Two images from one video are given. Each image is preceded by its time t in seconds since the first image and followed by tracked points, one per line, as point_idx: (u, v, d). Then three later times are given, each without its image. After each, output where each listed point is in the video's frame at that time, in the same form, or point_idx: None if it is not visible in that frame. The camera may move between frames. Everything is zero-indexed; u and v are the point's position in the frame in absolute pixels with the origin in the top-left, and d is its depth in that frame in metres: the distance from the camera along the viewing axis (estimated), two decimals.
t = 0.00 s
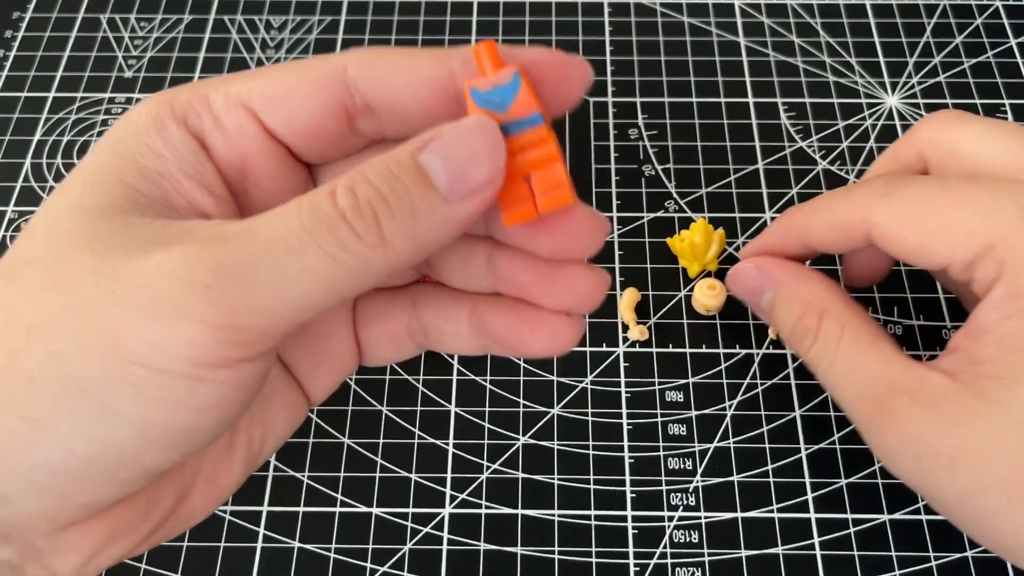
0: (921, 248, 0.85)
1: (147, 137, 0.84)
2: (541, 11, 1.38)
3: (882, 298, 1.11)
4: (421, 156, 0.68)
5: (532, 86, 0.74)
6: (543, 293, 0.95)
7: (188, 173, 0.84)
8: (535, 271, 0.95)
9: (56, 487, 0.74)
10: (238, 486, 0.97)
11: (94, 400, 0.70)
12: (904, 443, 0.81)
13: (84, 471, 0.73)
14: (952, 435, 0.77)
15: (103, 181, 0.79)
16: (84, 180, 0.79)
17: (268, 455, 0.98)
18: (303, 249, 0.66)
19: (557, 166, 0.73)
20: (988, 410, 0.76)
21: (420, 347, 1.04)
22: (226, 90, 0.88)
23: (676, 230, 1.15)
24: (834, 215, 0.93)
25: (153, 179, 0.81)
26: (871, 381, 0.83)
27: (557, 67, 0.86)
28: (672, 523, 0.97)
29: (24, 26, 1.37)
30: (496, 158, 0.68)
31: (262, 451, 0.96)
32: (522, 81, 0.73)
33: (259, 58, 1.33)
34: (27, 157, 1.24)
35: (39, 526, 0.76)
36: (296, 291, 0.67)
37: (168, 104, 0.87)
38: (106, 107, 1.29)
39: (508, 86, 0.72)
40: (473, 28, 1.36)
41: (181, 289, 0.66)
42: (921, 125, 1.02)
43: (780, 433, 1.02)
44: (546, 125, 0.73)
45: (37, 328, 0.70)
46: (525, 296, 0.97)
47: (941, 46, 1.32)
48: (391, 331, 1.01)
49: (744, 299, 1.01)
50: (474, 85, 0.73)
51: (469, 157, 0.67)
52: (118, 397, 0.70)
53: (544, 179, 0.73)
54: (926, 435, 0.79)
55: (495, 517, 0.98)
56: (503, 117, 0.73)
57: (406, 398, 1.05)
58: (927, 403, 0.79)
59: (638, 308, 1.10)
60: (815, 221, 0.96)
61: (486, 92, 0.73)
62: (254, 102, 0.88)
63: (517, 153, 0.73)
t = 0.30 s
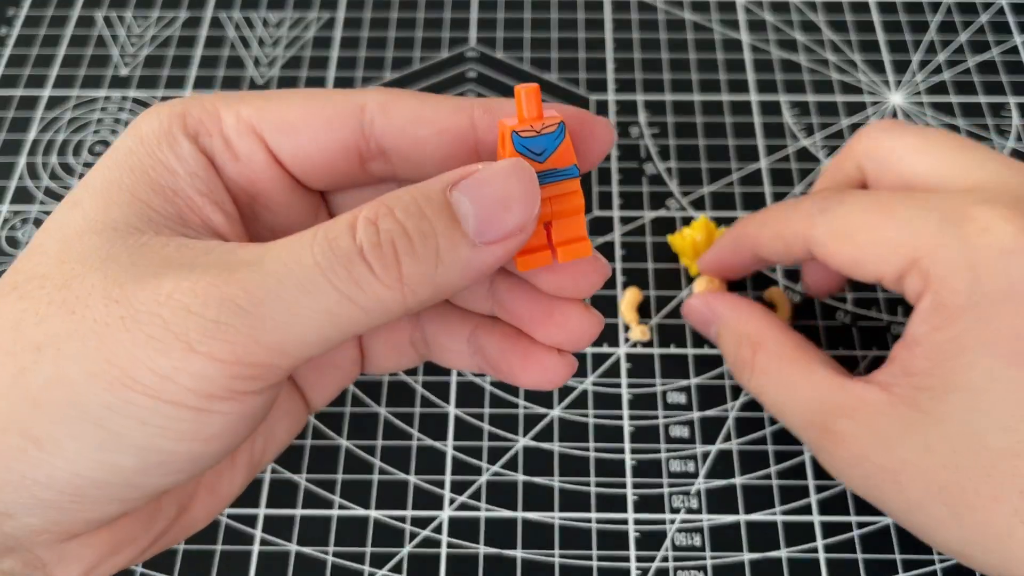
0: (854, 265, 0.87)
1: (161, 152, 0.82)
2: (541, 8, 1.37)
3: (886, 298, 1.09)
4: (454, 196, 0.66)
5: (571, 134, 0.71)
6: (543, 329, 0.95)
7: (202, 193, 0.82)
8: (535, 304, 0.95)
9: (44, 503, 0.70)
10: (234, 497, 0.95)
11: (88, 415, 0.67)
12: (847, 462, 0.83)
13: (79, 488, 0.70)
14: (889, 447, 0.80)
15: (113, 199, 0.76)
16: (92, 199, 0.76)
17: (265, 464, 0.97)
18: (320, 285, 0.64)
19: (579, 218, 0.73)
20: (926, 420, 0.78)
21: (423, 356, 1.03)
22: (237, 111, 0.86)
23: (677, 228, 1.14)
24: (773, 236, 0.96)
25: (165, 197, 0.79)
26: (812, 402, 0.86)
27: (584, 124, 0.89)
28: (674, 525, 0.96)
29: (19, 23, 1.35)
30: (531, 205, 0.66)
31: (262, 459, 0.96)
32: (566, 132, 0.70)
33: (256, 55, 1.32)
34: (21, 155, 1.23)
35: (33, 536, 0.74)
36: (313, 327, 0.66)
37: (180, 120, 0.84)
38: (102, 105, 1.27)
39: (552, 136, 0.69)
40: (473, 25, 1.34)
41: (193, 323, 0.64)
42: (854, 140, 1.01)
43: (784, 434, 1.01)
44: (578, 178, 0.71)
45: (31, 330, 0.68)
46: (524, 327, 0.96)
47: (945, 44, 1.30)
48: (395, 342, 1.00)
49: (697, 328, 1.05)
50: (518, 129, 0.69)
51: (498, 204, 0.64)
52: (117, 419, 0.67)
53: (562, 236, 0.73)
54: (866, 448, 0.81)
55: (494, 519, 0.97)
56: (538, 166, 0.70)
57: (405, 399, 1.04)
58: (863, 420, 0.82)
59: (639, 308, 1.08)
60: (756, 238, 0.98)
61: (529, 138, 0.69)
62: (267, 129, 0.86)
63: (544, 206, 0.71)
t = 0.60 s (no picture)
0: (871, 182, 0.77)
1: (175, 163, 0.81)
2: (541, 9, 1.37)
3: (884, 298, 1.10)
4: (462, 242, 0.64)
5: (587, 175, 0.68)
6: (568, 334, 0.92)
7: (217, 206, 0.81)
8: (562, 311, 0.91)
9: (50, 513, 0.69)
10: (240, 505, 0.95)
11: (96, 429, 0.65)
12: (812, 223, 0.66)
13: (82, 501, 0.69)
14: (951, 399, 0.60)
15: (130, 210, 0.75)
16: (109, 209, 0.75)
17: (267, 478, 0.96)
18: (344, 329, 0.64)
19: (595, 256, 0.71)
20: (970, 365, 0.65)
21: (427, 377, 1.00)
22: (248, 125, 0.85)
23: (677, 228, 1.14)
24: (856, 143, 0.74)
25: (180, 210, 0.78)
26: (769, 188, 0.70)
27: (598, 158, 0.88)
28: (674, 525, 0.96)
29: (20, 24, 1.36)
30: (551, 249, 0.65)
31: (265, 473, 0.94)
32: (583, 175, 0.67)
33: (256, 56, 1.32)
34: (22, 155, 1.23)
35: (39, 543, 0.73)
36: (332, 366, 0.65)
37: (192, 128, 0.83)
38: (102, 105, 1.28)
39: (570, 181, 0.66)
40: (473, 25, 1.35)
41: (222, 355, 0.63)
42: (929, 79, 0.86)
43: (783, 434, 1.01)
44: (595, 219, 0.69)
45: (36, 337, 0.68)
46: (549, 333, 0.94)
47: (945, 44, 1.30)
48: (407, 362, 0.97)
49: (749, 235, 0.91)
50: (534, 176, 0.66)
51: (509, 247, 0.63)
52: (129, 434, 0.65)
53: (580, 272, 0.71)
54: (890, 387, 0.63)
55: (494, 519, 0.97)
56: (556, 211, 0.67)
57: (405, 399, 1.04)
58: (903, 341, 0.62)
59: (639, 308, 1.09)
60: (801, 143, 0.76)
61: (546, 184, 0.66)
62: (278, 146, 0.85)
63: (562, 246, 0.69)
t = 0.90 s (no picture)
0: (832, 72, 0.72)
1: (180, 175, 0.80)
2: (541, 8, 1.37)
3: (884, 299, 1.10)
4: (448, 264, 0.62)
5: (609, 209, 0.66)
6: (525, 381, 0.88)
7: (224, 219, 0.80)
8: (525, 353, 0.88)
9: (53, 522, 0.68)
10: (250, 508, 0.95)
11: (103, 437, 0.64)
12: (794, 88, 0.56)
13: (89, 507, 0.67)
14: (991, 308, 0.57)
15: (139, 224, 0.74)
16: (119, 220, 0.74)
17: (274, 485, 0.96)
18: (349, 350, 0.63)
19: (581, 293, 0.69)
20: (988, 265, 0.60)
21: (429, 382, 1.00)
22: (251, 137, 0.83)
23: (677, 228, 1.13)
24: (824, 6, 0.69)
25: (187, 226, 0.77)
26: (722, 48, 0.58)
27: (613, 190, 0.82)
28: (674, 526, 0.95)
29: (18, 23, 1.35)
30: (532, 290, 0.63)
31: (271, 481, 0.94)
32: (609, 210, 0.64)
33: (256, 55, 1.31)
34: (20, 155, 1.22)
35: (43, 551, 0.72)
36: (337, 384, 0.65)
37: (196, 140, 0.82)
38: (101, 104, 1.27)
39: (596, 211, 0.63)
40: (473, 24, 1.34)
41: (232, 371, 0.63)
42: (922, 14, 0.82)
43: (784, 435, 1.01)
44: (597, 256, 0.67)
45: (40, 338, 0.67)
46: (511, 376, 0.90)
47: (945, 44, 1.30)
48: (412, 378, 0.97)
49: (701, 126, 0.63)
50: (569, 194, 0.62)
51: (488, 275, 0.61)
52: (138, 443, 0.64)
53: (558, 308, 0.69)
54: (917, 268, 0.58)
55: (494, 519, 0.96)
56: (571, 236, 0.64)
57: (405, 399, 1.04)
58: (938, 213, 0.57)
59: (639, 307, 1.08)
60: (749, 11, 0.70)
61: (574, 207, 0.62)
62: (279, 162, 0.83)
63: (555, 274, 0.67)
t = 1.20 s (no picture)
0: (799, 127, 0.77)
1: (198, 182, 0.80)
2: (541, 8, 1.37)
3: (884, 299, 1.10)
4: (467, 266, 0.63)
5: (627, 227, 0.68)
6: (522, 390, 0.87)
7: (240, 227, 0.80)
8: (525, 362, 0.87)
9: (58, 524, 0.69)
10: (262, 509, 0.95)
11: (110, 440, 0.64)
12: (764, 148, 0.61)
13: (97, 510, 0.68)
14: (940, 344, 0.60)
15: (156, 231, 0.74)
16: (134, 226, 0.75)
17: (285, 486, 0.96)
18: (362, 353, 0.63)
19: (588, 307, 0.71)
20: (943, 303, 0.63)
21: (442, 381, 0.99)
22: (269, 148, 0.83)
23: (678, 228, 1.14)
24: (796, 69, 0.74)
25: (204, 233, 0.77)
26: (698, 114, 0.62)
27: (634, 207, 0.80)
28: (674, 525, 0.96)
29: (19, 23, 1.35)
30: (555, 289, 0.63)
31: (282, 484, 0.94)
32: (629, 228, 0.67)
33: (256, 55, 1.32)
34: (21, 155, 1.23)
35: (56, 554, 0.73)
36: (349, 388, 0.65)
37: (214, 148, 0.82)
38: (101, 105, 1.28)
39: (618, 228, 0.66)
40: (473, 25, 1.34)
41: (245, 377, 0.63)
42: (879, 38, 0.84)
43: (783, 434, 1.01)
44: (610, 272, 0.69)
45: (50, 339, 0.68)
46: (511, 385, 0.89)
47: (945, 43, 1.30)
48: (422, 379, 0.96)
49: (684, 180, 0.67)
50: (597, 208, 0.63)
51: (509, 277, 0.61)
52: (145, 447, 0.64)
53: (567, 319, 0.70)
54: (878, 310, 0.61)
55: (494, 519, 0.97)
56: (592, 248, 0.65)
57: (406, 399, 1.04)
58: (897, 259, 0.61)
59: (639, 308, 1.08)
60: (725, 77, 0.75)
61: (599, 220, 0.64)
62: (297, 174, 0.82)
63: (569, 284, 0.68)
